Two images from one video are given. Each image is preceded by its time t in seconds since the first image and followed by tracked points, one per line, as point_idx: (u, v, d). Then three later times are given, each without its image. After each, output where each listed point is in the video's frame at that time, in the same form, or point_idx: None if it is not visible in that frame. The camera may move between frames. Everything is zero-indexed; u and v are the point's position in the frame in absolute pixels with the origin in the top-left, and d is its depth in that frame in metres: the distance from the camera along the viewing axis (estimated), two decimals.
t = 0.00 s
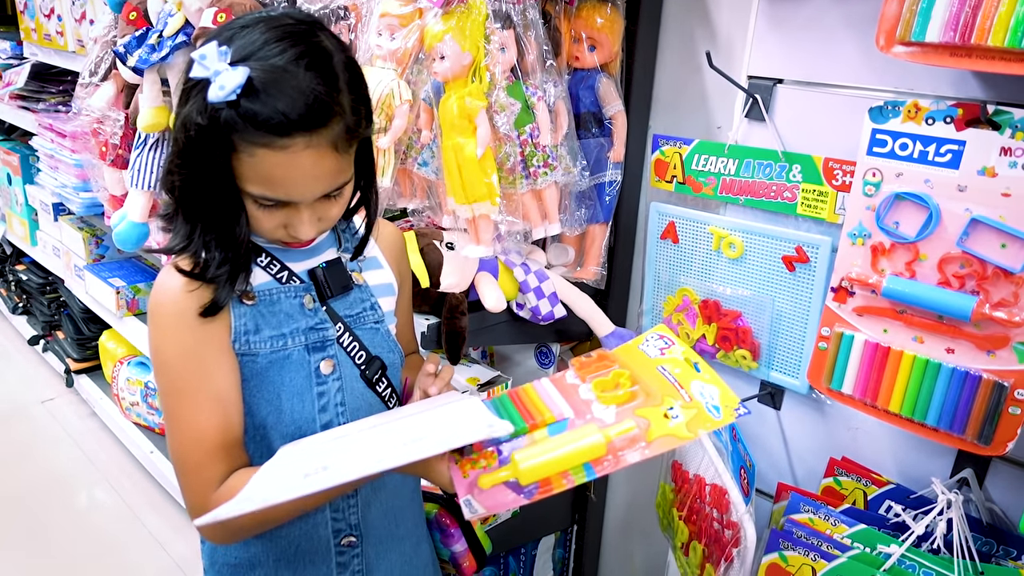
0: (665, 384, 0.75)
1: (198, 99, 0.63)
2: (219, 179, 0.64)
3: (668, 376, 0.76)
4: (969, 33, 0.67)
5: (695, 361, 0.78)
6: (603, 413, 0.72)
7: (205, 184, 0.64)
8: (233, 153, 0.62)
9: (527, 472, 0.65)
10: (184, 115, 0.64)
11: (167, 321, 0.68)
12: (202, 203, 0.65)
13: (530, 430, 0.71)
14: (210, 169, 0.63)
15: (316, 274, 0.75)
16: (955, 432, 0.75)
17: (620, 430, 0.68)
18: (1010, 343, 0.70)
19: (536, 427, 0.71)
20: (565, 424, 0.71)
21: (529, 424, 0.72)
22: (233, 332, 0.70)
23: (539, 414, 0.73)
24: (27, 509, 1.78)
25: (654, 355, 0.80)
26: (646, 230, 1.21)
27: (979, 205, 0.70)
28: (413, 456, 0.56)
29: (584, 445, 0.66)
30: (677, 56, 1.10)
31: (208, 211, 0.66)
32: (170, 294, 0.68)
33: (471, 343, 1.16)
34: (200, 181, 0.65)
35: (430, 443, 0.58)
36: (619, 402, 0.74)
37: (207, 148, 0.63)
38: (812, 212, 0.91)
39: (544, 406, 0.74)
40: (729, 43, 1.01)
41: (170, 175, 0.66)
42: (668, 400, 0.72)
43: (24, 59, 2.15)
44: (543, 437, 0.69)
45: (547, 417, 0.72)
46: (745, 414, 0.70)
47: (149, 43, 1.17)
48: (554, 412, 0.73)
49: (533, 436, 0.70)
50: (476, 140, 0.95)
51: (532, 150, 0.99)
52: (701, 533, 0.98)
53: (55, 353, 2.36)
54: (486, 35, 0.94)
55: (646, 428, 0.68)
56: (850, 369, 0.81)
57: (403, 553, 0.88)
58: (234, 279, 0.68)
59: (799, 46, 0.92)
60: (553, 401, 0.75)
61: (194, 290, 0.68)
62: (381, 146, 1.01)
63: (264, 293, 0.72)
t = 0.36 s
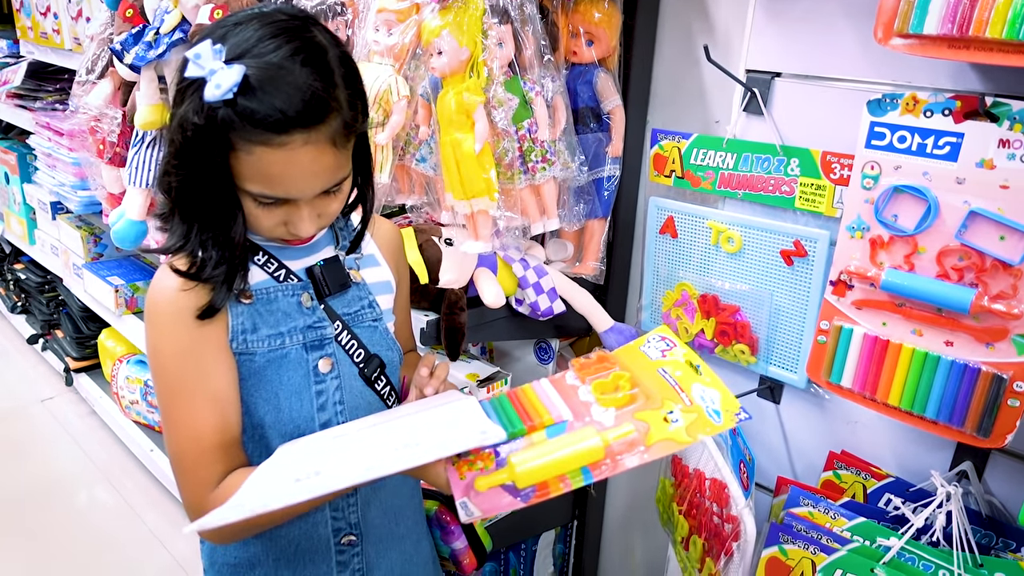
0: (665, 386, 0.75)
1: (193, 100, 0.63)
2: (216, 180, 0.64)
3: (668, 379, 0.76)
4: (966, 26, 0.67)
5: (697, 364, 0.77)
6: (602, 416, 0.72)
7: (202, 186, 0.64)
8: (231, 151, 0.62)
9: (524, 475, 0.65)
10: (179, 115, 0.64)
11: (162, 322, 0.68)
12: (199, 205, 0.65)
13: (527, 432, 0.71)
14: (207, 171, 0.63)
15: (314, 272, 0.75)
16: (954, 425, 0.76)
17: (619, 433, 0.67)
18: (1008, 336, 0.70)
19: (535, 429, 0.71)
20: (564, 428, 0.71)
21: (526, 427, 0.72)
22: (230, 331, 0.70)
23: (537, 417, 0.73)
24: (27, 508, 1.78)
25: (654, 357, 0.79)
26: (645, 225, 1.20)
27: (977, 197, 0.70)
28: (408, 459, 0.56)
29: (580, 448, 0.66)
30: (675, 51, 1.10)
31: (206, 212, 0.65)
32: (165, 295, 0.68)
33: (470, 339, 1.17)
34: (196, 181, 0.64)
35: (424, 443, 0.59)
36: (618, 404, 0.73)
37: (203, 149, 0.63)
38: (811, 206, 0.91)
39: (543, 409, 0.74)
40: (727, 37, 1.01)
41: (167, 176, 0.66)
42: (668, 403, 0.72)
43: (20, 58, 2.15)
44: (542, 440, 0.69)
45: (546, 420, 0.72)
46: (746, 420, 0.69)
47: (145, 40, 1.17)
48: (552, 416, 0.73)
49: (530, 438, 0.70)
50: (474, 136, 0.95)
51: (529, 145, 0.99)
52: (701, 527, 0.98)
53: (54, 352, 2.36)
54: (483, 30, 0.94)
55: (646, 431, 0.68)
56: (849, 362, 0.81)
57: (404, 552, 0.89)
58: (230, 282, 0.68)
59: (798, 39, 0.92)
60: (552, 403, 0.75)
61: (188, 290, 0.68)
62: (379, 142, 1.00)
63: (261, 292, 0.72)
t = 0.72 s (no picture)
0: (672, 434, 0.73)
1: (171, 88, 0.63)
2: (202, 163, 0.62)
3: (675, 425, 0.74)
4: (957, 30, 0.67)
5: (702, 411, 0.76)
6: (608, 459, 0.70)
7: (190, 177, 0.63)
8: (219, 124, 0.61)
9: (527, 518, 0.63)
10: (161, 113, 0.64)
11: (156, 331, 0.67)
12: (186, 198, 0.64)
13: (530, 468, 0.70)
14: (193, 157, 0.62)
15: (309, 280, 0.74)
16: (946, 428, 0.76)
17: (627, 480, 0.66)
18: (999, 339, 0.70)
19: (539, 466, 0.70)
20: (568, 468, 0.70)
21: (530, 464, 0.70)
22: (225, 342, 0.69)
23: (542, 454, 0.71)
24: (15, 516, 1.77)
25: (661, 400, 0.78)
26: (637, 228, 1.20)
27: (968, 200, 0.70)
28: (424, 505, 0.56)
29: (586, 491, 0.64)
30: (666, 55, 1.10)
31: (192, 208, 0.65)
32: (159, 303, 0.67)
33: (462, 344, 1.16)
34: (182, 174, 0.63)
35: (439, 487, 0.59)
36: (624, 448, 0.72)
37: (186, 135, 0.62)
38: (802, 209, 0.91)
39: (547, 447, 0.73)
40: (719, 41, 1.01)
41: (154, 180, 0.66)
42: (674, 453, 0.70)
43: (9, 61, 2.13)
44: (545, 478, 0.68)
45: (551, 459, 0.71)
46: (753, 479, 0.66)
47: (135, 43, 1.16)
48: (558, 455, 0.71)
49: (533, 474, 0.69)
50: (466, 139, 0.94)
51: (521, 149, 0.99)
52: (693, 531, 0.98)
53: (42, 358, 2.34)
54: (474, 33, 0.94)
55: (651, 481, 0.66)
56: (841, 366, 0.81)
57: (398, 560, 0.88)
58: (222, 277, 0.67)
59: (788, 43, 0.92)
60: (557, 441, 0.74)
61: (184, 299, 0.67)
62: (371, 146, 1.00)
63: (257, 302, 0.71)
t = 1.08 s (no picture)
0: (682, 538, 0.72)
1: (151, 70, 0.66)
2: (188, 119, 0.63)
3: (686, 528, 0.73)
4: (950, 27, 0.67)
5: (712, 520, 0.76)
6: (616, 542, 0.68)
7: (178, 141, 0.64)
8: (199, 65, 0.62)
9: None
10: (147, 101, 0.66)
11: (165, 333, 0.63)
12: (179, 167, 0.65)
13: (544, 534, 0.67)
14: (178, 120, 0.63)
15: (317, 286, 0.72)
16: (942, 424, 0.76)
17: None
18: (996, 335, 0.70)
19: (552, 535, 0.67)
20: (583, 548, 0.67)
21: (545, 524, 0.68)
22: (232, 349, 0.67)
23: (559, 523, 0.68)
24: (12, 520, 1.76)
25: (674, 495, 0.78)
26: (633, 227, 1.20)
27: (963, 197, 0.70)
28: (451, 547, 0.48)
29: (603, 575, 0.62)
30: (661, 54, 1.10)
31: (186, 174, 0.65)
32: (168, 303, 0.64)
33: (460, 344, 1.15)
34: (169, 144, 0.64)
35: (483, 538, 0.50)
36: (635, 536, 0.69)
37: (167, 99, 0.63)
38: (798, 207, 0.91)
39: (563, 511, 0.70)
40: (713, 40, 1.01)
41: (143, 165, 0.66)
42: (680, 558, 0.69)
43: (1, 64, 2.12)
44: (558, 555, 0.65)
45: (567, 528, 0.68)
46: None
47: (127, 46, 1.13)
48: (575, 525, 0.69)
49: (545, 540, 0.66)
50: (461, 140, 0.94)
51: (517, 149, 0.99)
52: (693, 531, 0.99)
53: (37, 362, 2.33)
54: (469, 33, 0.94)
55: None
56: (839, 363, 0.81)
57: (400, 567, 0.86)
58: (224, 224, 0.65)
59: (783, 41, 0.92)
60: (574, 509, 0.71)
61: (197, 300, 0.64)
62: (366, 147, 0.99)
63: (263, 309, 0.68)
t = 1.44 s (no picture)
0: None
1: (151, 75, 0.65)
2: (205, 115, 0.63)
3: None
4: (930, 42, 0.68)
5: None
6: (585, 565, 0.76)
7: (188, 142, 0.63)
8: (226, 59, 0.64)
9: None
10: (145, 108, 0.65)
11: (162, 352, 0.64)
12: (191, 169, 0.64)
13: None
14: (191, 118, 0.63)
15: (316, 301, 0.71)
16: (925, 433, 0.77)
17: None
18: (977, 345, 0.71)
19: None
20: None
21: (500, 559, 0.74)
22: (225, 366, 0.66)
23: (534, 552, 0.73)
24: None
25: None
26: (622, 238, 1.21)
27: (944, 209, 0.71)
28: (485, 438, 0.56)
29: None
30: (649, 66, 1.12)
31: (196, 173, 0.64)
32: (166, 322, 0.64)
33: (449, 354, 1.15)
34: (184, 144, 0.63)
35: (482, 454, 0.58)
36: None
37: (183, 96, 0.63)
38: (783, 218, 0.92)
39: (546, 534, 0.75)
40: (700, 53, 1.02)
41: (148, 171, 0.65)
42: None
43: None
44: None
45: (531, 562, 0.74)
46: None
47: (118, 57, 1.15)
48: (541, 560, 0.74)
49: None
50: (450, 151, 0.95)
51: (505, 160, 1.00)
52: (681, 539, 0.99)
53: (24, 373, 2.31)
54: (458, 46, 0.95)
55: None
56: (824, 372, 0.82)
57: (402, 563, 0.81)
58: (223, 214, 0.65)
59: (769, 54, 0.93)
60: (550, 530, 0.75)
61: (196, 319, 0.64)
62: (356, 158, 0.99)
63: (260, 322, 0.67)
